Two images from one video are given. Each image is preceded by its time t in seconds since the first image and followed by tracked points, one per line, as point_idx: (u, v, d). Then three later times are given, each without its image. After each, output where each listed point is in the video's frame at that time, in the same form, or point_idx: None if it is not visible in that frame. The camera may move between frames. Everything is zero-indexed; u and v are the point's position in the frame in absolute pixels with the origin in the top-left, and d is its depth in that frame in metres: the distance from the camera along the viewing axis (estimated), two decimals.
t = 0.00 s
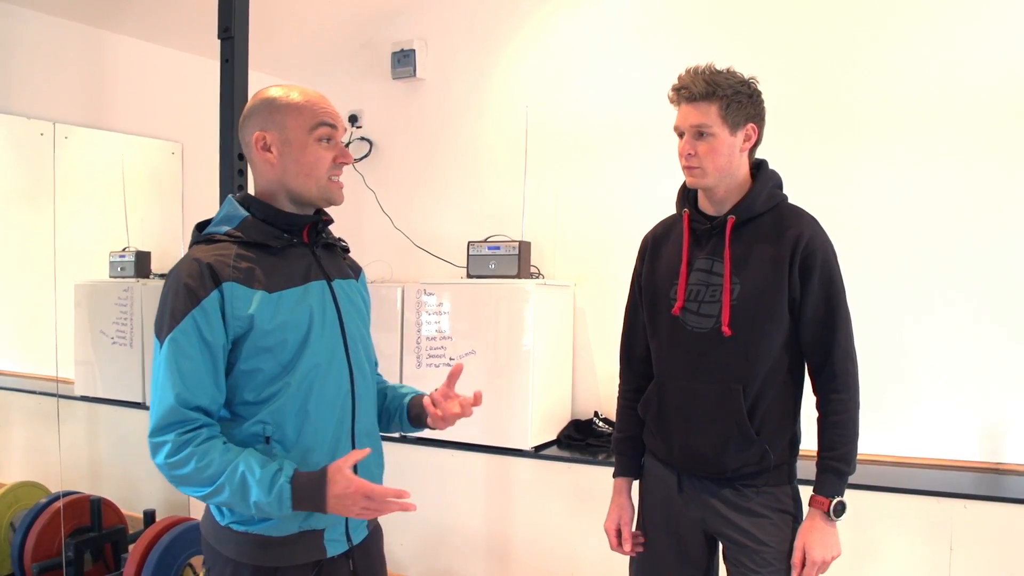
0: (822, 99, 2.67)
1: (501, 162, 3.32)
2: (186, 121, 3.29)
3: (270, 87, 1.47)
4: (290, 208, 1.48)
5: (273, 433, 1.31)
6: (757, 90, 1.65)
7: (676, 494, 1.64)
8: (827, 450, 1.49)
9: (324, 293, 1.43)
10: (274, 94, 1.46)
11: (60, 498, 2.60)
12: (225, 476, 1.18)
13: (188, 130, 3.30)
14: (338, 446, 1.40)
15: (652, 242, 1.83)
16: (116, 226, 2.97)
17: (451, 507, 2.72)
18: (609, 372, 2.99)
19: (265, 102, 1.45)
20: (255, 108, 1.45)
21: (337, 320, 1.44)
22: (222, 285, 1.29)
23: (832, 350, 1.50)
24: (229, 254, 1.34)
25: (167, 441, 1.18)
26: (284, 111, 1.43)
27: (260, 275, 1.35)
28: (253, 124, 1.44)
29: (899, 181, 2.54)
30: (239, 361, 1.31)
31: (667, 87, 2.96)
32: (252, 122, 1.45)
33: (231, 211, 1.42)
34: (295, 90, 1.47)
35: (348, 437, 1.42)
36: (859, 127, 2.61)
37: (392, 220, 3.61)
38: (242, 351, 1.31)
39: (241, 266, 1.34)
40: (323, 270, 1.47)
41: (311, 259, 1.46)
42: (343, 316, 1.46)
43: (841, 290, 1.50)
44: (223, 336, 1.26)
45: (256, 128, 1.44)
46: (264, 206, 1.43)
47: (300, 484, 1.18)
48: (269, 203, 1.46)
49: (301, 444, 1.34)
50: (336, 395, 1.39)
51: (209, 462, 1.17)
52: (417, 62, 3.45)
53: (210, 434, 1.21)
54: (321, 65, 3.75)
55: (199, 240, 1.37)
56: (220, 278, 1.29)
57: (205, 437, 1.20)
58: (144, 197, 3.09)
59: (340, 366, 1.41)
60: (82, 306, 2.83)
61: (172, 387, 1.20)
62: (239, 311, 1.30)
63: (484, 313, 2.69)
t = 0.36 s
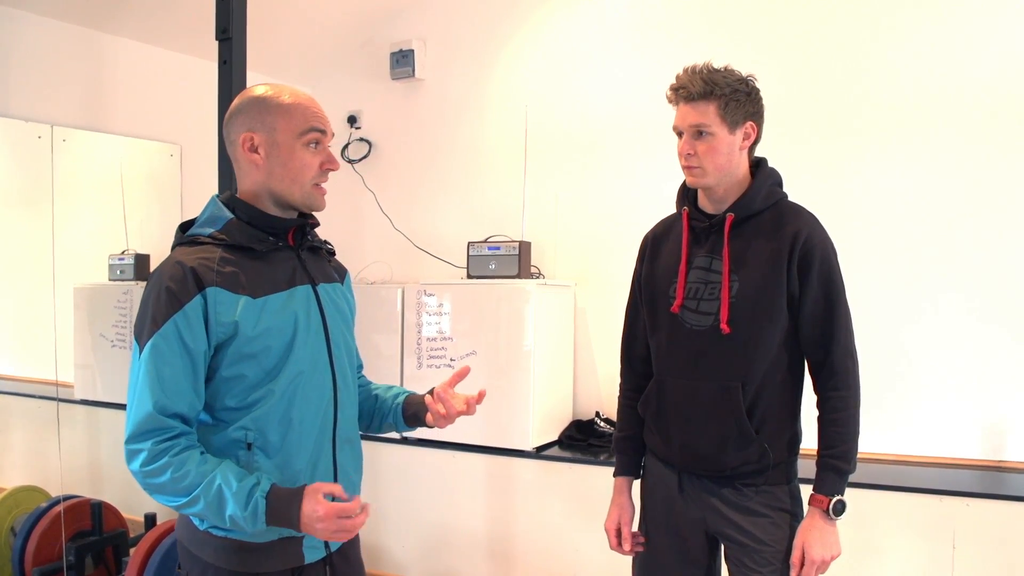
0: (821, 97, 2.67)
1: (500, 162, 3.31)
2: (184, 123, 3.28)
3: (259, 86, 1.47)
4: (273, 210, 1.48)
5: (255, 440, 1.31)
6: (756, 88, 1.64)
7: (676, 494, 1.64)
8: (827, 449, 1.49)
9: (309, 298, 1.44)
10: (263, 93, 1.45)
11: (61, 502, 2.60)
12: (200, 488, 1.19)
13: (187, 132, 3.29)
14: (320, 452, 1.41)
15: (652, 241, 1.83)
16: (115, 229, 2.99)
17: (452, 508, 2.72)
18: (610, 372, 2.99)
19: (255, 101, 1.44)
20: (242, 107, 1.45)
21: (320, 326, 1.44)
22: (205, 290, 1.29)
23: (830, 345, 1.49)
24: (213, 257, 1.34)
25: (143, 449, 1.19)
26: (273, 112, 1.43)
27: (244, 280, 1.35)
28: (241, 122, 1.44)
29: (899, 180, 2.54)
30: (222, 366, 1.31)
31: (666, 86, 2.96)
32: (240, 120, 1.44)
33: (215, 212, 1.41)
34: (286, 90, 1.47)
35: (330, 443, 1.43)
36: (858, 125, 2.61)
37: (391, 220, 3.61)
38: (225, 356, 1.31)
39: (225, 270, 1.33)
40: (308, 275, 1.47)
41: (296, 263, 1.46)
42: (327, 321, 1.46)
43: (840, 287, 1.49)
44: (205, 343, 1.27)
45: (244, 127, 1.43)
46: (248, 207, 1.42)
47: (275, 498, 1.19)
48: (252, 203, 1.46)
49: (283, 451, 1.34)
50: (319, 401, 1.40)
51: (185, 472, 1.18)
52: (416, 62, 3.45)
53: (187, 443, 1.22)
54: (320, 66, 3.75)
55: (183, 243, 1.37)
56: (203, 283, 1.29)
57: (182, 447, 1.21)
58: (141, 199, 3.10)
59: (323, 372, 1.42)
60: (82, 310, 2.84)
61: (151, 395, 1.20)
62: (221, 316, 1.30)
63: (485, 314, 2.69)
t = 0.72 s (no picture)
0: (818, 95, 2.68)
1: (498, 161, 3.31)
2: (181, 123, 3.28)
3: (257, 85, 1.46)
4: (270, 209, 1.47)
5: (255, 437, 1.31)
6: (754, 87, 1.64)
7: (675, 492, 1.64)
8: (826, 445, 1.49)
9: (306, 297, 1.43)
10: (260, 92, 1.45)
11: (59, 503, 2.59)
12: (204, 484, 1.19)
13: (184, 132, 3.29)
14: (318, 451, 1.40)
15: (650, 238, 1.82)
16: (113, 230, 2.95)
17: (452, 508, 2.71)
18: (609, 371, 2.99)
19: (252, 101, 1.44)
20: (240, 107, 1.44)
21: (318, 324, 1.44)
22: (205, 287, 1.29)
23: (828, 342, 1.49)
24: (212, 256, 1.34)
25: (146, 446, 1.19)
26: (270, 112, 1.43)
27: (242, 278, 1.35)
28: (239, 121, 1.43)
29: (899, 177, 2.54)
30: (221, 364, 1.31)
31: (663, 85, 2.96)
32: (238, 118, 1.44)
33: (213, 211, 1.42)
34: (284, 90, 1.46)
35: (327, 443, 1.43)
36: (856, 122, 2.61)
37: (389, 220, 3.60)
38: (224, 354, 1.31)
39: (224, 268, 1.33)
40: (305, 274, 1.47)
41: (293, 262, 1.46)
42: (324, 319, 1.46)
43: (836, 283, 1.49)
44: (204, 340, 1.27)
45: (241, 126, 1.43)
46: (245, 206, 1.42)
47: (281, 493, 1.20)
48: (248, 202, 1.45)
49: (283, 449, 1.34)
50: (316, 399, 1.40)
51: (189, 468, 1.19)
52: (413, 60, 3.45)
53: (190, 440, 1.22)
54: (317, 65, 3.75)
55: (182, 242, 1.37)
56: (202, 281, 1.29)
57: (185, 443, 1.21)
58: (137, 198, 3.07)
59: (322, 370, 1.42)
60: (79, 311, 2.83)
61: (153, 391, 1.20)
62: (221, 314, 1.30)
63: (484, 313, 2.69)
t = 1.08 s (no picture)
0: (820, 90, 2.63)
1: (495, 158, 3.25)
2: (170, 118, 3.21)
3: (234, 83, 1.41)
4: (259, 206, 1.42)
5: (242, 440, 1.25)
6: (752, 79, 1.58)
7: (676, 497, 1.59)
8: (832, 449, 1.43)
9: (295, 295, 1.37)
10: (239, 89, 1.40)
11: (41, 512, 2.53)
12: (179, 487, 1.15)
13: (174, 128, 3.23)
14: (309, 455, 1.34)
15: (650, 236, 1.77)
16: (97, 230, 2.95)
17: (449, 513, 2.66)
18: (609, 372, 2.94)
19: (230, 98, 1.39)
20: (219, 105, 1.39)
21: (309, 323, 1.37)
22: (187, 284, 1.24)
23: (834, 343, 1.43)
24: (198, 253, 1.28)
25: (123, 445, 1.16)
26: (249, 107, 1.37)
27: (228, 275, 1.29)
28: (218, 120, 1.38)
29: (904, 173, 2.49)
30: (205, 364, 1.25)
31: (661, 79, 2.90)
32: (217, 118, 1.38)
33: (202, 209, 1.36)
34: (260, 84, 1.41)
35: (320, 447, 1.36)
36: (860, 119, 2.56)
37: (384, 219, 3.54)
38: (208, 353, 1.25)
39: (208, 265, 1.28)
40: (296, 272, 1.40)
41: (284, 260, 1.39)
42: (316, 318, 1.39)
43: (843, 281, 1.44)
44: (186, 338, 1.22)
45: (222, 124, 1.38)
46: (234, 203, 1.36)
47: (256, 500, 1.15)
48: (237, 199, 1.39)
49: (271, 453, 1.28)
50: (305, 401, 1.33)
51: (165, 470, 1.15)
52: (407, 54, 3.38)
53: (169, 441, 1.18)
54: (309, 61, 3.69)
55: (168, 238, 1.32)
56: (185, 278, 1.24)
57: (164, 443, 1.17)
58: (123, 198, 3.02)
59: (311, 371, 1.35)
60: (62, 313, 2.79)
61: (130, 389, 1.16)
62: (204, 311, 1.24)
63: (480, 313, 2.63)
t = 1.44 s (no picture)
0: (824, 85, 2.56)
1: (492, 154, 3.18)
2: (155, 112, 3.18)
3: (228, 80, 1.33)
4: (249, 205, 1.35)
5: (227, 440, 1.19)
6: (755, 72, 1.51)
7: (678, 505, 1.52)
8: (838, 456, 1.36)
9: (278, 295, 1.28)
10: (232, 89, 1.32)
11: (21, 522, 2.46)
12: (158, 485, 1.09)
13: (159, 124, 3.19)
14: (298, 457, 1.27)
15: (650, 237, 1.70)
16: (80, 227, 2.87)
17: (445, 521, 2.60)
18: (609, 375, 2.87)
19: (221, 97, 1.31)
20: (210, 103, 1.32)
21: (296, 322, 1.30)
22: (169, 280, 1.18)
23: (841, 346, 1.36)
24: (180, 249, 1.22)
25: (102, 443, 1.10)
26: (238, 107, 1.30)
27: (211, 272, 1.23)
28: (209, 121, 1.31)
29: (914, 171, 2.43)
30: (188, 362, 1.19)
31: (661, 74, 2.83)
32: (207, 119, 1.32)
33: (184, 206, 1.30)
34: (251, 82, 1.34)
35: (309, 449, 1.28)
36: (867, 116, 2.50)
37: (378, 217, 3.47)
38: (191, 351, 1.19)
39: (191, 261, 1.21)
40: (279, 270, 1.31)
41: (266, 258, 1.31)
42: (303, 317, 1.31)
43: (850, 280, 1.37)
44: (168, 334, 1.16)
45: (213, 124, 1.31)
46: (220, 200, 1.29)
47: (236, 500, 1.08)
48: (224, 197, 1.33)
49: (256, 456, 1.21)
50: (292, 401, 1.26)
51: (144, 468, 1.09)
52: (400, 46, 3.31)
53: (150, 438, 1.12)
54: (301, 55, 3.62)
55: (151, 235, 1.26)
56: (167, 273, 1.18)
57: (144, 441, 1.11)
58: (106, 189, 2.99)
59: (299, 372, 1.28)
60: (43, 313, 2.69)
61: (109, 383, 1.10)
62: (186, 307, 1.18)
63: (477, 313, 2.57)
